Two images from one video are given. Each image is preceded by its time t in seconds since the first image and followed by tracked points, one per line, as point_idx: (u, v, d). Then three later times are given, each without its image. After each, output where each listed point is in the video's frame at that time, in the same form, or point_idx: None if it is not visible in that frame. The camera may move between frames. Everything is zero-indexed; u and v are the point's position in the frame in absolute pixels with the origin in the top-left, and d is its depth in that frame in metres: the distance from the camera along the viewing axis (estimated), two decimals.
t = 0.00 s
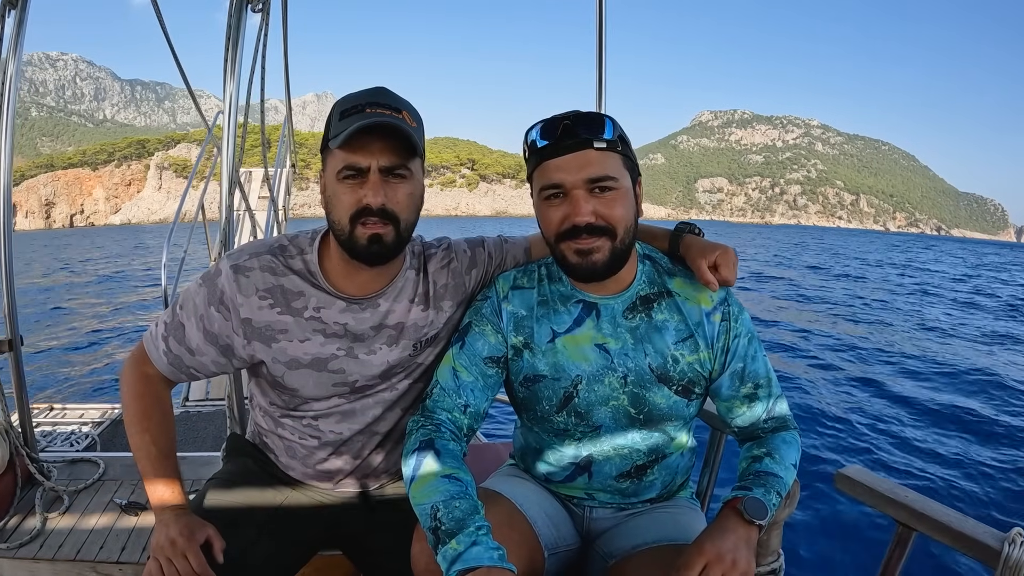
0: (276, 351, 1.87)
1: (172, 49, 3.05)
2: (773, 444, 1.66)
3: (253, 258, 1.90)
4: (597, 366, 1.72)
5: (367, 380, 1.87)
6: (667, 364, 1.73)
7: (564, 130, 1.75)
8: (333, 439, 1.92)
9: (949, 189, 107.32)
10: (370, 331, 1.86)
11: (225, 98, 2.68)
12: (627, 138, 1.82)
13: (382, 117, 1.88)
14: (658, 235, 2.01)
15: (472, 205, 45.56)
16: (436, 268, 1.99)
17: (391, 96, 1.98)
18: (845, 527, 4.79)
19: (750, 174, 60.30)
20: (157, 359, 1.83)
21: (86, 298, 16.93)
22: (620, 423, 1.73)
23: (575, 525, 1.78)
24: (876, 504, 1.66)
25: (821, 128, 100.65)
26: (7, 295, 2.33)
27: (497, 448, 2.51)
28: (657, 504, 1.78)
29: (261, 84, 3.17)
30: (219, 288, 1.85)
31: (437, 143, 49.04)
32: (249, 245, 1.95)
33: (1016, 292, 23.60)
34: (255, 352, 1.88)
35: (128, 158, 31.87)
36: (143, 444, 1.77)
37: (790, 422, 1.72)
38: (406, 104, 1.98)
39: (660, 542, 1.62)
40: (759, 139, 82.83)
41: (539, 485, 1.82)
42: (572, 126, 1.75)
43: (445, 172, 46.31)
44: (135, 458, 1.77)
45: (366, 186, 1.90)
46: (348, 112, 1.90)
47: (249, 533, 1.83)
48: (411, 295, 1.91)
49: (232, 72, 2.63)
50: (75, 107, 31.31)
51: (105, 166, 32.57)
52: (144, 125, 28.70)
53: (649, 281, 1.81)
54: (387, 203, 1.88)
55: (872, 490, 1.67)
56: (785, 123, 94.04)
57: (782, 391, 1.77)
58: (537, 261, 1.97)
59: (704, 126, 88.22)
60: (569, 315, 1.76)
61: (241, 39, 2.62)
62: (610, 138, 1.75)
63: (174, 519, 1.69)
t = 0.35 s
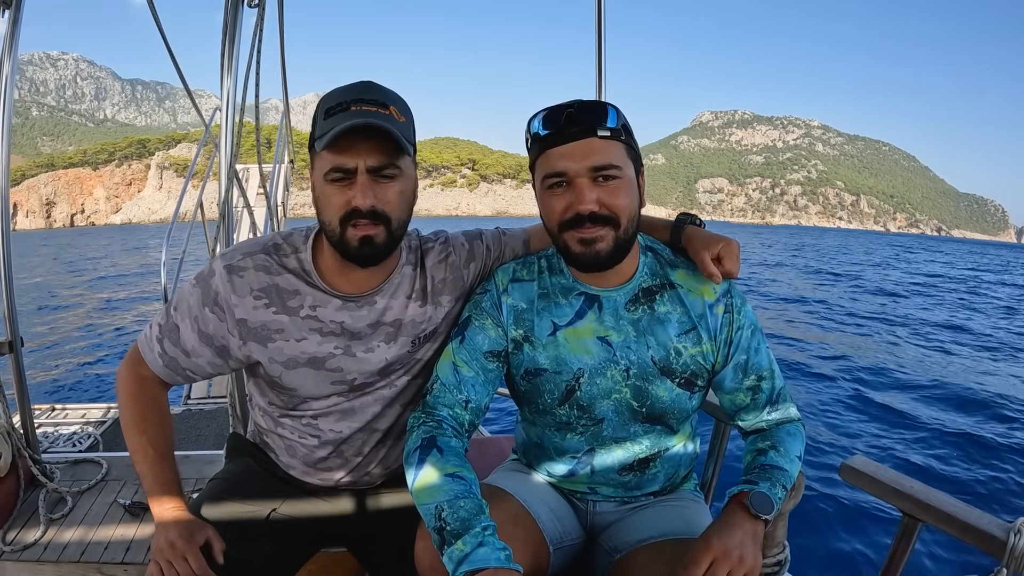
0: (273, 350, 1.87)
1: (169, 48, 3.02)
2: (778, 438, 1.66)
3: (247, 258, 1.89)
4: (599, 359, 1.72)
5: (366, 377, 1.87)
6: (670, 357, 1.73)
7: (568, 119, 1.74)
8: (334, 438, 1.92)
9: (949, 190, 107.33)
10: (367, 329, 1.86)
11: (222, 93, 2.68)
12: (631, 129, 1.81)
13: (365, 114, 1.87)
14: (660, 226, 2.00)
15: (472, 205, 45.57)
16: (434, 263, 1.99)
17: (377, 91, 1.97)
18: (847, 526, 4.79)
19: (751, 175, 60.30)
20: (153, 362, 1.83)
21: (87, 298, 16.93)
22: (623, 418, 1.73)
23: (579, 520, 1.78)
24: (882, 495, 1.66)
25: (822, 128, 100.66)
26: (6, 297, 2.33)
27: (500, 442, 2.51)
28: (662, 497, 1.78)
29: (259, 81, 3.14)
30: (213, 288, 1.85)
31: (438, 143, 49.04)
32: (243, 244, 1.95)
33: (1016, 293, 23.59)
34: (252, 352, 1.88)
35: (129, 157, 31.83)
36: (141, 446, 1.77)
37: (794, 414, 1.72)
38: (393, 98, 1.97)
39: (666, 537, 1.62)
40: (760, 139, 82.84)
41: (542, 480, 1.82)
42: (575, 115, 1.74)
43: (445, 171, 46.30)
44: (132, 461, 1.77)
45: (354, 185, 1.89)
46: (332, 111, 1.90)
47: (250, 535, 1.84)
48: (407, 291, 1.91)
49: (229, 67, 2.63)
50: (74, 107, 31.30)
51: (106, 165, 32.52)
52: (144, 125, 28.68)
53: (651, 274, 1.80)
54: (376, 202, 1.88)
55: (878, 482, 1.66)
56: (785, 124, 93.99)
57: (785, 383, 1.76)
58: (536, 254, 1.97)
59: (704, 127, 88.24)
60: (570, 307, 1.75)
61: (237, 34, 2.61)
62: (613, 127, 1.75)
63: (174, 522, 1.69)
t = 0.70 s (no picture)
0: (269, 351, 1.88)
1: (165, 47, 3.02)
2: (774, 430, 1.67)
3: (241, 259, 1.90)
4: (595, 355, 1.73)
5: (362, 376, 1.88)
6: (665, 352, 1.74)
7: (568, 114, 1.75)
8: (331, 435, 1.93)
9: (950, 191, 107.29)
10: (361, 328, 1.87)
11: (218, 95, 2.70)
12: (630, 126, 1.83)
13: (352, 120, 1.88)
14: (654, 222, 2.01)
15: (473, 205, 45.62)
16: (428, 261, 2.00)
17: (368, 94, 1.98)
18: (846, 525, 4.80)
19: (751, 175, 60.34)
20: (149, 364, 1.84)
21: (88, 298, 16.95)
22: (619, 413, 1.74)
23: (576, 514, 1.79)
24: (877, 486, 1.67)
25: (822, 129, 100.61)
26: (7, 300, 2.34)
27: (498, 438, 2.51)
28: (658, 491, 1.79)
29: (257, 80, 3.15)
30: (207, 290, 1.86)
31: (438, 143, 49.03)
32: (237, 246, 1.96)
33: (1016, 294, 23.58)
34: (247, 353, 1.89)
35: (129, 157, 31.78)
36: (138, 446, 1.79)
37: (788, 407, 1.74)
38: (384, 101, 1.98)
39: (662, 530, 1.63)
40: (760, 140, 82.83)
41: (539, 474, 1.83)
42: (574, 110, 1.75)
43: (445, 172, 46.30)
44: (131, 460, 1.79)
45: (343, 190, 1.90)
46: (321, 114, 1.92)
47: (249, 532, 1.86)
48: (401, 289, 1.93)
49: (225, 70, 2.65)
50: (75, 107, 31.37)
51: (107, 165, 32.55)
52: (145, 125, 28.67)
53: (646, 269, 1.81)
54: (365, 207, 1.89)
55: (873, 474, 1.68)
56: (786, 124, 93.97)
57: (780, 376, 1.78)
58: (530, 250, 1.98)
59: (704, 127, 88.25)
60: (566, 303, 1.77)
61: (233, 38, 2.64)
62: (612, 124, 1.76)
63: (171, 520, 1.71)
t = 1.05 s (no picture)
0: (273, 358, 1.89)
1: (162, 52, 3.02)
2: (769, 432, 1.68)
3: (246, 268, 1.92)
4: (590, 359, 1.74)
5: (363, 381, 1.89)
6: (659, 355, 1.75)
7: (564, 125, 1.76)
8: (332, 440, 1.95)
9: (951, 193, 107.23)
10: (364, 334, 1.89)
11: (217, 103, 2.72)
12: (626, 136, 1.84)
13: (366, 135, 1.89)
14: (647, 227, 2.03)
15: (473, 206, 45.66)
16: (428, 268, 2.02)
17: (386, 110, 2.01)
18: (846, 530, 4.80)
19: (751, 177, 60.37)
20: (158, 371, 1.86)
21: (89, 299, 16.98)
22: (614, 416, 1.75)
23: (574, 516, 1.80)
24: (871, 487, 1.68)
25: (823, 130, 100.56)
26: (11, 308, 2.36)
27: (498, 443, 2.52)
28: (655, 493, 1.80)
29: (254, 84, 3.16)
30: (214, 298, 1.88)
31: (439, 144, 49.05)
32: (241, 255, 1.97)
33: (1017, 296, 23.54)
34: (252, 360, 1.90)
35: (131, 157, 31.86)
36: (146, 452, 1.80)
37: (783, 408, 1.75)
38: (397, 118, 2.00)
39: (659, 531, 1.64)
40: (761, 142, 82.91)
41: (536, 478, 1.84)
42: (571, 120, 1.76)
43: (446, 172, 46.33)
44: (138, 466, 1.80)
45: (348, 203, 1.91)
46: (336, 126, 1.94)
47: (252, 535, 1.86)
48: (402, 296, 1.94)
49: (224, 79, 2.67)
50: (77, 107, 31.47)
51: (108, 165, 32.65)
52: (146, 125, 28.73)
53: (640, 274, 1.83)
54: (368, 220, 1.90)
55: (869, 474, 1.69)
56: (786, 126, 94.00)
57: (774, 378, 1.79)
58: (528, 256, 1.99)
59: (705, 129, 88.30)
60: (562, 309, 1.78)
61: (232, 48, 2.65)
62: (608, 134, 1.77)
63: (177, 524, 1.72)
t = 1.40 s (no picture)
0: (276, 364, 1.91)
1: (161, 58, 3.03)
2: (765, 438, 1.69)
3: (251, 276, 1.93)
4: (587, 365, 1.76)
5: (364, 388, 1.91)
6: (655, 362, 1.77)
7: (561, 138, 1.78)
8: (333, 445, 1.96)
9: (951, 194, 107.21)
10: (365, 340, 1.90)
11: (217, 113, 2.74)
12: (623, 148, 1.86)
13: (378, 145, 1.92)
14: (644, 236, 2.04)
15: (473, 207, 45.62)
16: (427, 276, 2.03)
17: (396, 123, 2.03)
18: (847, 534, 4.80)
19: (751, 178, 60.36)
20: (165, 378, 1.87)
21: (90, 300, 16.97)
22: (612, 422, 1.77)
23: (573, 523, 1.82)
24: (869, 491, 1.70)
25: (823, 131, 100.53)
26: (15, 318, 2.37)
27: (500, 450, 2.53)
28: (654, 499, 1.82)
29: (254, 90, 3.17)
30: (220, 306, 1.89)
31: (439, 145, 49.03)
32: (246, 263, 1.99)
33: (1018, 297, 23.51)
34: (256, 366, 1.91)
35: (131, 157, 31.86)
36: (154, 458, 1.81)
37: (780, 413, 1.76)
38: (406, 131, 2.03)
39: (657, 537, 1.66)
40: (761, 143, 82.88)
41: (535, 486, 1.86)
42: (567, 133, 1.78)
43: (446, 173, 46.28)
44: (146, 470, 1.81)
45: (356, 210, 1.93)
46: (350, 135, 1.96)
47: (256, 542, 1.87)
48: (403, 302, 1.96)
49: (225, 90, 2.69)
50: (76, 108, 31.52)
51: (108, 165, 32.69)
52: (146, 125, 28.71)
53: (637, 281, 1.85)
54: (374, 227, 1.91)
55: (866, 478, 1.70)
56: (787, 127, 93.96)
57: (769, 382, 1.81)
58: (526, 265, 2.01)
59: (705, 130, 88.32)
60: (559, 316, 1.80)
61: (233, 59, 2.67)
62: (604, 147, 1.79)
63: (185, 530, 1.73)
